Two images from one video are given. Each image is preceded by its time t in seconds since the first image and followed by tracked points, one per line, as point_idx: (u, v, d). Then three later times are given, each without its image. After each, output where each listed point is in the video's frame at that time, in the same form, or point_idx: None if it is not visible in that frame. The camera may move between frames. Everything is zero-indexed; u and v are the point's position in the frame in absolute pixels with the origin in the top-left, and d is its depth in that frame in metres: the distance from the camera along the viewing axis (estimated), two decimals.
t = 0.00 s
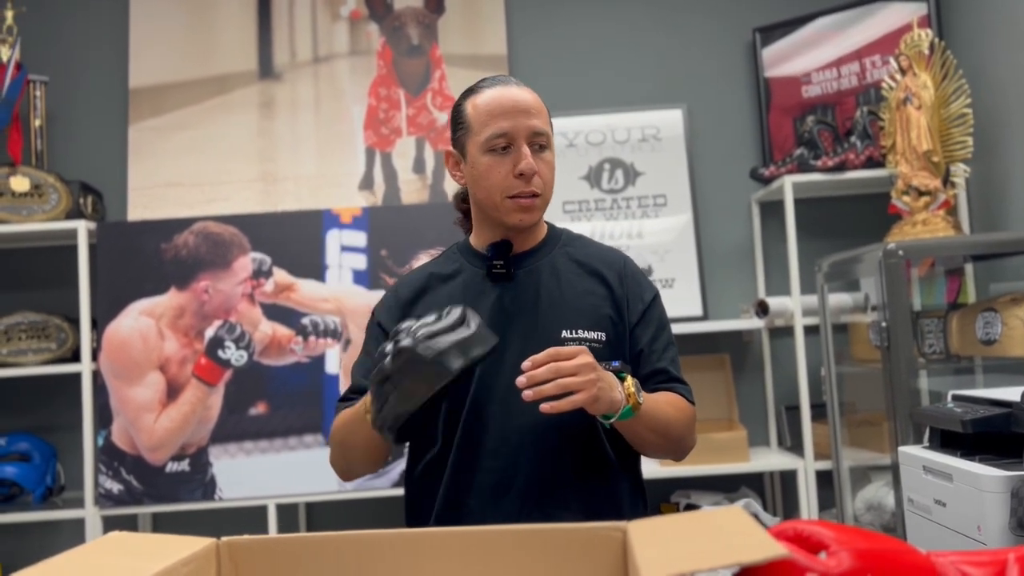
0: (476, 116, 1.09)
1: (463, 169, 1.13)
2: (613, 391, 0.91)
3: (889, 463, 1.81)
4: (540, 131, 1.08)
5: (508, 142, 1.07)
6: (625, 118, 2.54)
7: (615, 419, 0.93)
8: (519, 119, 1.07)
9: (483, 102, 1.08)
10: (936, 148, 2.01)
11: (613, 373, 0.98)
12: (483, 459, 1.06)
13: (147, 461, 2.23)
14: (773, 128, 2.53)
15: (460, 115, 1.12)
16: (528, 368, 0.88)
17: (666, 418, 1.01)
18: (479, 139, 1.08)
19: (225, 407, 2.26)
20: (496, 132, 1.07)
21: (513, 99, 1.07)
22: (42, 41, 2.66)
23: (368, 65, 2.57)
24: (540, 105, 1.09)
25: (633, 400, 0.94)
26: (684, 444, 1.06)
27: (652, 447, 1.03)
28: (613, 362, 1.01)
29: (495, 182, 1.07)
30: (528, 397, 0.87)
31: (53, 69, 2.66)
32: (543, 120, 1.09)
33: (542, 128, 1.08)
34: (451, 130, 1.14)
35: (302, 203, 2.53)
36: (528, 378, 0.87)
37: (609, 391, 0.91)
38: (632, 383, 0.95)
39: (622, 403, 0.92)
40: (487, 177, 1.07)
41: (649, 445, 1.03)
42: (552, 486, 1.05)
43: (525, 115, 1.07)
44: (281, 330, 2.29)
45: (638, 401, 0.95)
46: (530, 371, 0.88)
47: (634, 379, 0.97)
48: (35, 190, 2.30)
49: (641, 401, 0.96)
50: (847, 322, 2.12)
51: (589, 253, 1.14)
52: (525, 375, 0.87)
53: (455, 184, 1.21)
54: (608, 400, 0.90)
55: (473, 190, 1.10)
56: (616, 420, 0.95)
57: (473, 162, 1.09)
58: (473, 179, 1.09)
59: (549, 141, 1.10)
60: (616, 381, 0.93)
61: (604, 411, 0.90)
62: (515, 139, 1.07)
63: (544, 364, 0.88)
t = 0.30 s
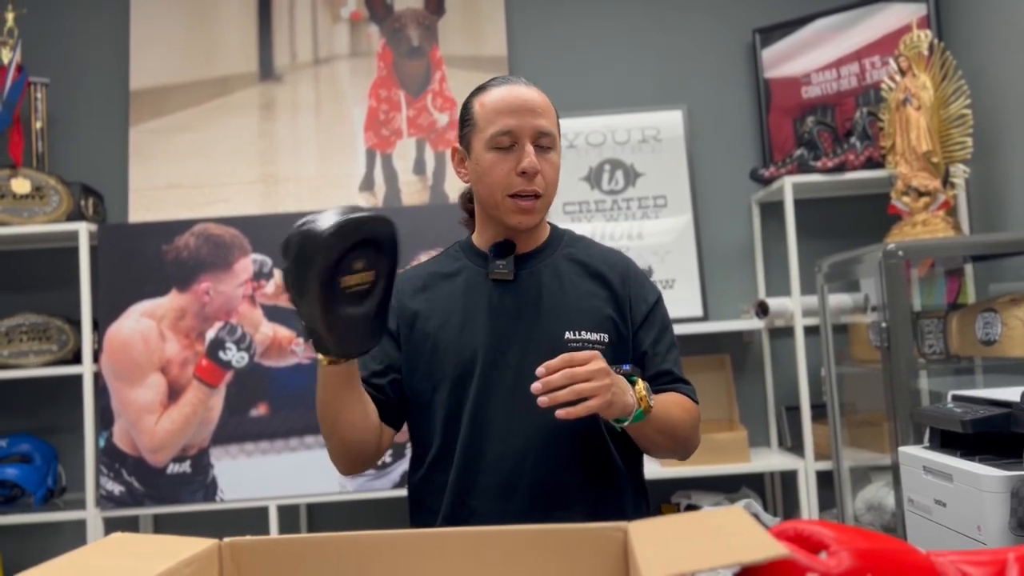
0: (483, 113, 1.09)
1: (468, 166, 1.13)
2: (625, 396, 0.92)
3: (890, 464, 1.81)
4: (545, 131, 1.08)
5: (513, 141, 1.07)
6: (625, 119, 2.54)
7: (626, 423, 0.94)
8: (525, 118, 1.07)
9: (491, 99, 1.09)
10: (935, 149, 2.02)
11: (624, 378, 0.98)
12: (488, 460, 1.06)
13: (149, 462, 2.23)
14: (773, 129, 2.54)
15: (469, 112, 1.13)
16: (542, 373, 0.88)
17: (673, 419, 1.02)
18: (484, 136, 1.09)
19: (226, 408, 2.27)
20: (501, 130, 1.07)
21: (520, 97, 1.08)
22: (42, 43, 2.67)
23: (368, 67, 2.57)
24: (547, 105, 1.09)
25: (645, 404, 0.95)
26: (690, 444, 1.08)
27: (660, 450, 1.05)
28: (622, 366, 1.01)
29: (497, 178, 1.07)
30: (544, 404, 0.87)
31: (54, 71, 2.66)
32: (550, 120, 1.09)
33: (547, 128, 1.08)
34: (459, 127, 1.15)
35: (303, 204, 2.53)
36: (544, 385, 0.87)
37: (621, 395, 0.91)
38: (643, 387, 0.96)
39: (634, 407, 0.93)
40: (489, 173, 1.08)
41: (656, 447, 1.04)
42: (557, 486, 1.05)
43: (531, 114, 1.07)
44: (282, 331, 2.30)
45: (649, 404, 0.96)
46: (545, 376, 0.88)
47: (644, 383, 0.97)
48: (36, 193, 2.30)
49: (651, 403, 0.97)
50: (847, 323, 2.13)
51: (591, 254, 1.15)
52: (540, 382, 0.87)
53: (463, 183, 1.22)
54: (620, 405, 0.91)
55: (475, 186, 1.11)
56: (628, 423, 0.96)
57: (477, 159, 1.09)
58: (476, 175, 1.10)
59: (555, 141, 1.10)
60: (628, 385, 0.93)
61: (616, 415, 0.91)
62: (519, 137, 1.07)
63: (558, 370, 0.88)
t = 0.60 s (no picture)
0: (483, 110, 1.10)
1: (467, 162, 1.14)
2: (617, 395, 0.92)
3: (886, 465, 1.81)
4: (541, 130, 1.09)
5: (508, 137, 1.08)
6: (621, 121, 2.54)
7: (618, 424, 0.94)
8: (521, 115, 1.08)
9: (491, 97, 1.10)
10: (931, 150, 2.02)
11: (616, 378, 0.98)
12: (483, 462, 1.06)
13: (146, 464, 2.23)
14: (770, 130, 2.54)
15: (471, 110, 1.14)
16: (535, 371, 0.89)
17: (664, 422, 1.02)
18: (481, 132, 1.10)
19: (223, 410, 2.27)
20: (497, 126, 1.08)
21: (519, 95, 1.08)
22: (39, 45, 2.67)
23: (365, 68, 2.57)
24: (546, 105, 1.10)
25: (636, 405, 0.94)
26: (681, 451, 1.08)
27: (653, 454, 1.05)
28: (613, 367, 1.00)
29: (488, 173, 1.07)
30: (536, 400, 0.87)
31: (51, 73, 2.66)
32: (548, 120, 1.09)
33: (543, 127, 1.08)
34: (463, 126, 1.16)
35: (299, 206, 2.53)
36: (536, 381, 0.87)
37: (614, 393, 0.92)
38: (636, 389, 0.96)
39: (626, 407, 0.93)
40: (481, 168, 1.08)
41: (647, 453, 1.04)
42: (552, 490, 1.05)
43: (529, 112, 1.08)
44: (279, 332, 2.30)
45: (641, 406, 0.96)
46: (537, 373, 0.88)
47: (636, 384, 0.97)
48: (33, 194, 2.30)
49: (643, 406, 0.96)
50: (843, 324, 2.13)
51: (591, 258, 1.15)
52: (532, 378, 0.88)
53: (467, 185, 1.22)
54: (611, 406, 0.91)
55: (469, 182, 1.11)
56: (619, 425, 0.96)
57: (473, 154, 1.10)
58: (471, 170, 1.11)
59: (552, 142, 1.10)
60: (621, 385, 0.94)
61: (609, 415, 0.91)
62: (514, 134, 1.08)
63: (551, 367, 0.88)
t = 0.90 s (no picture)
0: (482, 111, 1.09)
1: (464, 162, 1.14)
2: (609, 405, 0.92)
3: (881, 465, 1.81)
4: (541, 136, 1.09)
5: (508, 142, 1.08)
6: (618, 122, 2.55)
7: (611, 431, 0.94)
8: (522, 120, 1.07)
9: (490, 98, 1.09)
10: (926, 152, 2.03)
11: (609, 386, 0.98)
12: (475, 461, 1.07)
13: (141, 464, 2.23)
14: (766, 131, 2.54)
15: (469, 109, 1.13)
16: (525, 385, 0.88)
17: (661, 425, 1.03)
18: (480, 134, 1.09)
19: (219, 410, 2.27)
20: (497, 130, 1.07)
21: (519, 99, 1.08)
22: (35, 45, 2.66)
23: (361, 68, 2.57)
24: (546, 110, 1.09)
25: (630, 412, 0.96)
26: (679, 451, 1.09)
27: (649, 456, 1.05)
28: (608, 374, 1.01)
29: (488, 178, 1.08)
30: (528, 415, 0.87)
31: (47, 73, 2.66)
32: (548, 124, 1.09)
33: (544, 134, 1.08)
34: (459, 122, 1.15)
35: (296, 206, 2.53)
36: (527, 396, 0.87)
37: (604, 404, 0.92)
38: (629, 396, 0.97)
39: (618, 415, 0.94)
40: (481, 172, 1.08)
41: (643, 455, 1.05)
42: (543, 490, 1.05)
43: (529, 117, 1.08)
44: (275, 332, 2.30)
45: (634, 413, 0.97)
46: (527, 387, 0.88)
47: (630, 392, 0.98)
48: (29, 194, 2.30)
49: (637, 412, 0.97)
50: (838, 324, 2.14)
51: (584, 257, 1.15)
52: (523, 393, 0.87)
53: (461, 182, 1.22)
54: (603, 416, 0.91)
55: (468, 184, 1.11)
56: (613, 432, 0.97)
57: (472, 156, 1.10)
58: (469, 172, 1.10)
59: (550, 147, 1.10)
60: (613, 394, 0.94)
61: (600, 425, 0.91)
62: (515, 139, 1.07)
63: (542, 380, 0.88)
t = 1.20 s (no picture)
0: (491, 113, 1.10)
1: (470, 164, 1.14)
2: (624, 400, 0.92)
3: (876, 465, 1.82)
4: (550, 137, 1.10)
5: (519, 142, 1.08)
6: (615, 122, 2.55)
7: (625, 426, 0.95)
8: (533, 121, 1.08)
9: (499, 100, 1.10)
10: (922, 153, 2.03)
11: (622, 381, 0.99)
12: (478, 461, 1.07)
13: (137, 463, 2.23)
14: (763, 132, 2.55)
15: (475, 111, 1.13)
16: (544, 379, 0.89)
17: (669, 422, 1.04)
18: (490, 135, 1.09)
19: (216, 409, 2.27)
20: (509, 130, 1.08)
21: (529, 100, 1.09)
22: (32, 44, 2.66)
23: (358, 68, 2.57)
24: (554, 112, 1.11)
25: (643, 408, 0.96)
26: (684, 448, 1.09)
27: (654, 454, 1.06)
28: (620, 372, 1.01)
29: (500, 178, 1.08)
30: (547, 410, 0.87)
31: (43, 71, 2.66)
32: (556, 126, 1.10)
33: (553, 134, 1.09)
34: (462, 125, 1.15)
35: (293, 205, 2.53)
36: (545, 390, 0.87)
37: (620, 399, 0.92)
38: (642, 391, 0.97)
39: (633, 411, 0.94)
40: (492, 173, 1.08)
41: (651, 452, 1.05)
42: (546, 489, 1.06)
43: (539, 118, 1.09)
44: (272, 332, 2.30)
45: (647, 408, 0.97)
46: (546, 382, 0.88)
47: (642, 387, 0.98)
48: (25, 193, 2.30)
49: (650, 408, 0.98)
50: (834, 325, 2.14)
51: (584, 258, 1.16)
52: (541, 389, 0.88)
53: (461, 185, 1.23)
54: (619, 411, 0.92)
55: (476, 185, 1.11)
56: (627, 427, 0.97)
57: (482, 157, 1.10)
58: (478, 173, 1.10)
59: (558, 149, 1.11)
60: (627, 390, 0.94)
61: (617, 420, 0.92)
62: (526, 140, 1.08)
63: (560, 374, 0.88)
